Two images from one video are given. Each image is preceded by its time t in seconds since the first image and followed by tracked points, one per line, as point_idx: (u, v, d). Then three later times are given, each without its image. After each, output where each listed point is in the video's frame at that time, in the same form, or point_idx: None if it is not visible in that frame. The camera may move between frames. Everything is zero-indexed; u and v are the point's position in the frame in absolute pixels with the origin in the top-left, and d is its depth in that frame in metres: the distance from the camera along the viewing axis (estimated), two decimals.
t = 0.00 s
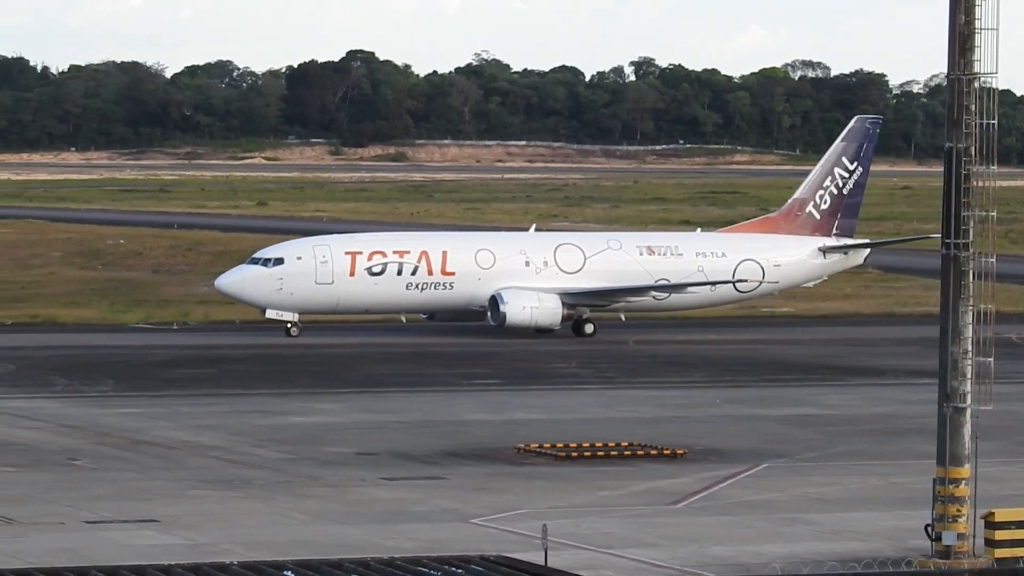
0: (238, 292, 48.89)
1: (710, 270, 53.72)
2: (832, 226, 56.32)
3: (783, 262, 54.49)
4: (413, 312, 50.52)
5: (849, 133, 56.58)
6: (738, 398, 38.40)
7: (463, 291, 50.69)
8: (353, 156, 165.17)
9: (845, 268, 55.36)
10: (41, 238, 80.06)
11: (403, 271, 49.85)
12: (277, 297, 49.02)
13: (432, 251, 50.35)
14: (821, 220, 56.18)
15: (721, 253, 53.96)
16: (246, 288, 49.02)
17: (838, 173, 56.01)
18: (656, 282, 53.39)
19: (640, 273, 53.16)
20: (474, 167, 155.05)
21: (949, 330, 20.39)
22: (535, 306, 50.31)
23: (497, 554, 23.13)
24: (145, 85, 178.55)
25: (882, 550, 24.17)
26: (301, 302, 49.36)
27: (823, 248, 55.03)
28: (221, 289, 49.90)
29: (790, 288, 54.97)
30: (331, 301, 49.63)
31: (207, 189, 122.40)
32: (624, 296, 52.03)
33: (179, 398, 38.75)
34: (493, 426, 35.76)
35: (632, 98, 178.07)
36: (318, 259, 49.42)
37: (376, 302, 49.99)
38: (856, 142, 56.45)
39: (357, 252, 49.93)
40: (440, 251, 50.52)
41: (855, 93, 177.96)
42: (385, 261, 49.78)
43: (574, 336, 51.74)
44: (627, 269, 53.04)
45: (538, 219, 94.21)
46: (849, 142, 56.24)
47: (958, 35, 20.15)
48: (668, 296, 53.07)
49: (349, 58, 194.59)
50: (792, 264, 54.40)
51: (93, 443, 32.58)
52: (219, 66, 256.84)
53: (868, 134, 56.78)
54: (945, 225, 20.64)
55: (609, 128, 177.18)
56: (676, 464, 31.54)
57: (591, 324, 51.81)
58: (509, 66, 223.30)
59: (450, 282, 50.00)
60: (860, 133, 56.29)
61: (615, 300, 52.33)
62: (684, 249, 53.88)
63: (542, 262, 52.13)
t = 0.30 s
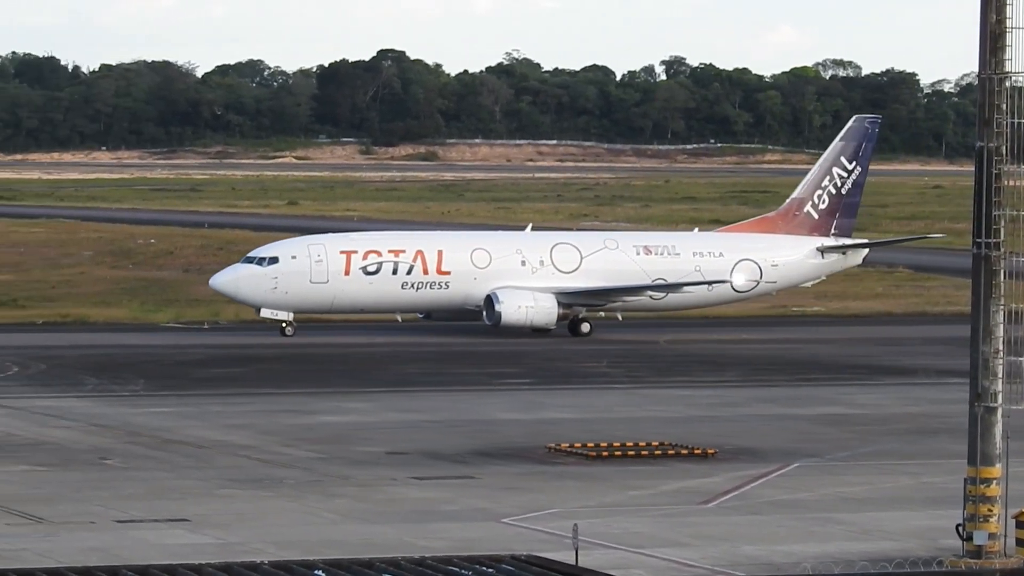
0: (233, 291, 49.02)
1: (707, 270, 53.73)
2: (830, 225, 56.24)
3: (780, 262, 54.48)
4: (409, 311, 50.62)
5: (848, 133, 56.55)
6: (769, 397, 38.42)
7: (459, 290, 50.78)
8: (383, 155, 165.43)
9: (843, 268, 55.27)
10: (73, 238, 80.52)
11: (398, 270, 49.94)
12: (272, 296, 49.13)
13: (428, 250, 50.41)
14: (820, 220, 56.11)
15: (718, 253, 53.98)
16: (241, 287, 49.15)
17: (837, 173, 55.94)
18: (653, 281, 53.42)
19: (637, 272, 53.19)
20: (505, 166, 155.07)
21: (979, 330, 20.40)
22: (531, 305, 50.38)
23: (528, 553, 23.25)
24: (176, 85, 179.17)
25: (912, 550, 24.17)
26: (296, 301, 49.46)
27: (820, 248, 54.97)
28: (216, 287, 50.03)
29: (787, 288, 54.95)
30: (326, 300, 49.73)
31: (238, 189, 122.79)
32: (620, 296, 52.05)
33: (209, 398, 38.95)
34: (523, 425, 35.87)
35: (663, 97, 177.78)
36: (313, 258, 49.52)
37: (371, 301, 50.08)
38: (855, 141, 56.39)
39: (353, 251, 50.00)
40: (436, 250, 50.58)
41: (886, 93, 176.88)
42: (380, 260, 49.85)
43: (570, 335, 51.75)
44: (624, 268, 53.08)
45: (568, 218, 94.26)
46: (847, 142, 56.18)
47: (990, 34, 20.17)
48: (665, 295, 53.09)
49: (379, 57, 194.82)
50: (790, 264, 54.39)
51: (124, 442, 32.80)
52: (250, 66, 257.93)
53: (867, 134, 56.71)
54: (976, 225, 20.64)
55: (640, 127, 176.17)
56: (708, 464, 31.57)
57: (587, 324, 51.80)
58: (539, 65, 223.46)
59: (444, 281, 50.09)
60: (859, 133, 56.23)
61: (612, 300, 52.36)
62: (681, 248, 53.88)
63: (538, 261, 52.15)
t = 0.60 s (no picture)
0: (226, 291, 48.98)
1: (703, 270, 53.81)
2: (828, 226, 56.20)
3: (777, 262, 54.55)
4: (403, 311, 50.64)
5: (846, 132, 56.47)
6: (800, 398, 38.42)
7: (453, 290, 50.79)
8: (414, 156, 165.84)
9: (840, 269, 55.35)
10: (103, 237, 80.92)
11: (392, 270, 49.97)
12: (265, 296, 49.10)
13: (422, 250, 50.46)
14: (817, 220, 56.03)
15: (714, 253, 54.04)
16: (234, 287, 49.12)
17: (834, 173, 55.91)
18: (648, 282, 53.45)
19: (633, 273, 53.26)
20: (535, 166, 155.40)
21: (1008, 330, 20.39)
22: (524, 305, 50.33)
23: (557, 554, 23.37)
24: (207, 84, 179.98)
25: (944, 550, 24.16)
26: (289, 301, 49.45)
27: (818, 249, 55.10)
28: (209, 288, 49.99)
29: (783, 288, 55.02)
30: (320, 300, 49.74)
31: (268, 189, 123.52)
32: (615, 296, 52.07)
33: (239, 398, 39.18)
34: (552, 426, 35.95)
35: (693, 98, 176.53)
36: (307, 258, 49.54)
37: (365, 301, 50.11)
38: (853, 141, 56.32)
39: (346, 251, 50.05)
40: (430, 250, 50.64)
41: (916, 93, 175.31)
42: (374, 260, 49.90)
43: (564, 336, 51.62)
44: (619, 269, 53.14)
45: (599, 218, 94.48)
46: (844, 143, 56.11)
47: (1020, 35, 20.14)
48: (661, 296, 53.12)
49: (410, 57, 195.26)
50: (786, 264, 54.49)
51: (154, 442, 32.99)
52: (280, 66, 258.86)
53: (864, 134, 56.65)
54: (1006, 227, 20.61)
55: (670, 128, 175.93)
56: (738, 465, 31.60)
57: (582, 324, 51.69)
58: (569, 66, 223.65)
59: (438, 281, 50.10)
60: (856, 133, 56.17)
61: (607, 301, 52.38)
62: (677, 248, 53.91)
63: (533, 261, 52.21)
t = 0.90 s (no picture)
0: (222, 292, 48.91)
1: (702, 271, 53.70)
2: (827, 227, 56.09)
3: (776, 264, 54.43)
4: (400, 313, 50.57)
5: (846, 133, 56.48)
6: (835, 399, 38.30)
7: (450, 291, 50.71)
8: (447, 156, 166.15)
9: (840, 270, 55.23)
10: (136, 237, 81.60)
11: (389, 271, 49.89)
12: (262, 297, 49.05)
13: (419, 252, 50.41)
14: (817, 222, 55.90)
15: (713, 254, 53.94)
16: (230, 288, 49.06)
17: (834, 174, 55.86)
18: (647, 283, 53.33)
19: (631, 274, 53.15)
20: (568, 168, 155.57)
21: None
22: (522, 306, 50.25)
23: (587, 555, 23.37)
24: (240, 85, 180.93)
25: (978, 551, 24.04)
26: (286, 303, 49.40)
27: (818, 250, 54.98)
28: (205, 289, 49.93)
29: (782, 289, 54.86)
30: (316, 301, 49.69)
31: (303, 189, 124.16)
32: (613, 298, 51.97)
33: (272, 398, 39.36)
34: (585, 426, 35.97)
35: (727, 99, 176.73)
36: (304, 259, 49.51)
37: (362, 302, 50.05)
38: (853, 142, 56.33)
39: (343, 252, 50.01)
40: (427, 251, 50.59)
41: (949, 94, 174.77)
42: (371, 261, 49.86)
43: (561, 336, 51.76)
44: (618, 270, 53.05)
45: (632, 219, 94.50)
46: (845, 143, 56.11)
47: None
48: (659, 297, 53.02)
49: (443, 58, 195.68)
50: (786, 266, 54.38)
51: (188, 442, 33.18)
52: (313, 66, 259.68)
53: (865, 135, 56.66)
54: None
55: (704, 129, 175.87)
56: (772, 466, 31.54)
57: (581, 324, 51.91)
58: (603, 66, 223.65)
59: (435, 282, 50.07)
60: (857, 134, 56.18)
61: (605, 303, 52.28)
62: (676, 250, 53.80)
63: (530, 262, 52.16)
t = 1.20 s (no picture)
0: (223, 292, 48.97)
1: (705, 271, 53.70)
2: (832, 226, 56.00)
3: (779, 263, 54.36)
4: (401, 312, 50.74)
5: (850, 132, 56.42)
6: (873, 398, 38.24)
7: (451, 291, 50.85)
8: (483, 156, 166.32)
9: (843, 269, 55.13)
10: (173, 238, 82.20)
11: (391, 271, 50.02)
12: (263, 298, 49.13)
13: (420, 252, 50.52)
14: (821, 220, 55.82)
15: (717, 253, 53.92)
16: (231, 289, 49.10)
17: (838, 172, 55.77)
18: (650, 282, 53.36)
19: (634, 274, 53.17)
20: (604, 167, 155.46)
21: None
22: (522, 307, 50.22)
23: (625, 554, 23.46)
24: (277, 85, 181.72)
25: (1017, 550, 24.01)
26: (287, 303, 49.50)
27: (822, 249, 54.96)
28: (205, 289, 49.96)
29: (786, 288, 54.82)
30: (317, 301, 49.80)
31: (340, 190, 124.52)
32: (614, 297, 52.02)
33: (310, 399, 39.65)
34: (622, 426, 36.07)
35: (763, 97, 176.77)
36: (305, 259, 49.59)
37: (364, 302, 50.17)
38: (857, 140, 56.26)
39: (344, 252, 50.11)
40: (428, 251, 50.71)
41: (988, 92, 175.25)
42: (372, 261, 49.98)
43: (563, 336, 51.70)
44: (620, 269, 53.08)
45: (668, 218, 94.30)
46: (849, 142, 56.06)
47: None
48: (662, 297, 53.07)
49: (480, 58, 195.93)
50: (789, 265, 54.34)
51: (226, 443, 33.47)
52: (350, 66, 260.41)
53: (869, 133, 56.56)
54: None
55: (740, 128, 175.52)
56: (810, 464, 31.56)
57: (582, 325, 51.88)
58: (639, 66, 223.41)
59: (436, 282, 50.19)
60: (861, 132, 56.12)
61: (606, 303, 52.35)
62: (678, 249, 53.80)
63: (532, 262, 52.23)
